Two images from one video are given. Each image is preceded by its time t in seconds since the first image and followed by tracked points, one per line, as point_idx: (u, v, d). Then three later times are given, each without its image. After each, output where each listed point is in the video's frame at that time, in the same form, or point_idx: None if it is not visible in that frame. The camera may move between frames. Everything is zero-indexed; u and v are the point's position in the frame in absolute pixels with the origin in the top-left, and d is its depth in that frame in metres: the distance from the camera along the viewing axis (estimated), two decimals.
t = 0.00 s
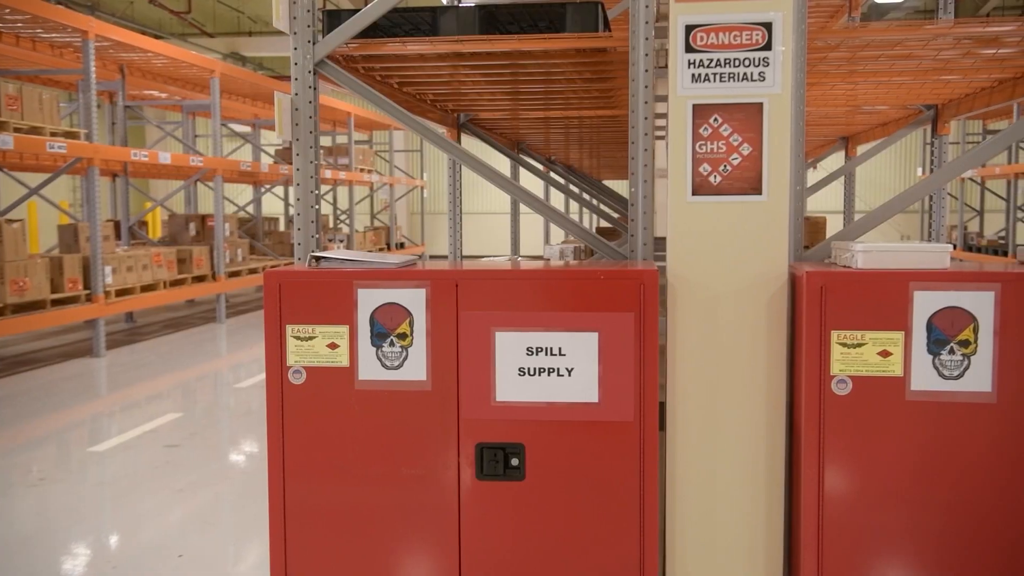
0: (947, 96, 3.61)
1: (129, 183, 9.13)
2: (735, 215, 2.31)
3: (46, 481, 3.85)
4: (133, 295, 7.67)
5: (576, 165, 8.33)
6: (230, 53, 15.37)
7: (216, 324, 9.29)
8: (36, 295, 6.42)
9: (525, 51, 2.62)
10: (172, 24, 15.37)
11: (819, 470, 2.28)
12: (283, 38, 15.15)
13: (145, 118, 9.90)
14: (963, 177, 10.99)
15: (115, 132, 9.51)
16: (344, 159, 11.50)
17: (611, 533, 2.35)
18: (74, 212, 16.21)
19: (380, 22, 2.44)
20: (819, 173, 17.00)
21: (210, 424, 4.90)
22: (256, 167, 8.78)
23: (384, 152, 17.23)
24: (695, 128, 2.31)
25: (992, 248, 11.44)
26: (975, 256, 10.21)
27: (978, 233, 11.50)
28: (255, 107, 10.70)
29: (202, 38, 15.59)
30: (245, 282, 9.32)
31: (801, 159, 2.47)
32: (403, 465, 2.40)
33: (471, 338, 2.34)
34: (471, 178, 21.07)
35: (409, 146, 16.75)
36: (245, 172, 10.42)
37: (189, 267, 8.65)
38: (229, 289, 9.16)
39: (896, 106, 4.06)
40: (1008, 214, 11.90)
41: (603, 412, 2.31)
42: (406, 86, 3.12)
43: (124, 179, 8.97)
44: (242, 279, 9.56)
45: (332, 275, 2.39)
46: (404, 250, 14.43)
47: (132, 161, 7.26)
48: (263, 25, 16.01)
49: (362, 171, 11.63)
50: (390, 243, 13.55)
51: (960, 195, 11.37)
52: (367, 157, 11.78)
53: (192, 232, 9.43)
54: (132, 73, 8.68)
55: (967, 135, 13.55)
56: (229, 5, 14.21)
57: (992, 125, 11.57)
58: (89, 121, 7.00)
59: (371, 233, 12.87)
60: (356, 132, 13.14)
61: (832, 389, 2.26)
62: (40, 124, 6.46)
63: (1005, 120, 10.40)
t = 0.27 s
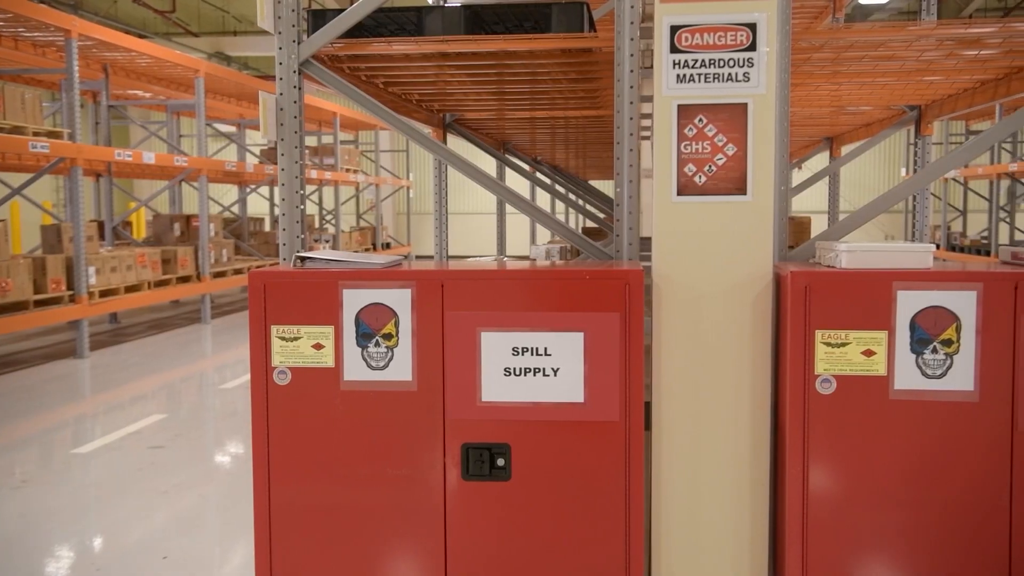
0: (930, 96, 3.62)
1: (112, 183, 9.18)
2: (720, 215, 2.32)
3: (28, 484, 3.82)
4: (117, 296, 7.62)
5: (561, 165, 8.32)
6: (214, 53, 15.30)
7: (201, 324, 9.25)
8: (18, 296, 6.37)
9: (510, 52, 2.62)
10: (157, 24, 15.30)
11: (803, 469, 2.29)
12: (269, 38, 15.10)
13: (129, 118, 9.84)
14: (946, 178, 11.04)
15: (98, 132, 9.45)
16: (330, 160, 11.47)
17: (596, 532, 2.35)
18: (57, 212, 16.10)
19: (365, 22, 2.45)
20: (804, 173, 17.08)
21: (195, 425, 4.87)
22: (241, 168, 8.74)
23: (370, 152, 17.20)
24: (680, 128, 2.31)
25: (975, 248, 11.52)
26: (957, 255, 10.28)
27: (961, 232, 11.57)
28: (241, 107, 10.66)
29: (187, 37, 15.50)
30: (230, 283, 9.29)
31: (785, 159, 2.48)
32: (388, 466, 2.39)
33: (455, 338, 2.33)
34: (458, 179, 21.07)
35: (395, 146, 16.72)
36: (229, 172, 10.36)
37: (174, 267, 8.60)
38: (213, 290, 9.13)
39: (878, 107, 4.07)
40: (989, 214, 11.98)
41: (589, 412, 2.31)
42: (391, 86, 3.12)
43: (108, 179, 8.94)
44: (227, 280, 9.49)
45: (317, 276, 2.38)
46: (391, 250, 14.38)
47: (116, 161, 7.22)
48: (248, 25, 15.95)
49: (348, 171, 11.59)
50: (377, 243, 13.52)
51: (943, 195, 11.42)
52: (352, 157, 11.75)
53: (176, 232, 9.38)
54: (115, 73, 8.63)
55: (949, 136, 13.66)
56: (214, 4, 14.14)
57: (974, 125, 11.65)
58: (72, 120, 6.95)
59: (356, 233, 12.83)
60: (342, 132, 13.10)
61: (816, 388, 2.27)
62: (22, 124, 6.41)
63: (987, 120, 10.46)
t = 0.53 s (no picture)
0: (914, 97, 3.63)
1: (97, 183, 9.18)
2: (706, 215, 2.33)
3: (12, 485, 3.79)
4: (101, 296, 7.58)
5: (547, 165, 8.32)
6: (200, 53, 15.25)
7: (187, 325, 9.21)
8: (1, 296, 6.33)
9: (497, 52, 2.61)
10: (142, 23, 15.22)
11: (788, 468, 2.30)
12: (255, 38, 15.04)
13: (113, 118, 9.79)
14: (930, 178, 11.09)
15: (83, 132, 9.39)
16: (316, 160, 11.44)
17: (583, 532, 2.35)
18: (41, 213, 16.03)
19: (352, 22, 2.45)
20: (790, 173, 17.16)
21: (181, 426, 4.85)
22: (227, 167, 8.71)
23: (357, 152, 17.18)
24: (666, 129, 2.32)
25: (959, 247, 11.61)
26: (940, 255, 10.34)
27: (945, 232, 11.66)
28: (227, 107, 10.61)
29: (172, 36, 15.43)
30: (217, 283, 9.26)
31: (770, 159, 2.48)
32: (375, 466, 2.39)
33: (442, 338, 2.33)
34: (446, 179, 21.05)
35: (382, 146, 16.72)
36: (215, 172, 10.30)
37: (159, 268, 8.56)
38: (199, 290, 9.09)
39: (863, 107, 4.09)
40: (973, 214, 12.07)
41: (576, 412, 2.31)
42: (378, 86, 3.12)
43: (92, 179, 8.93)
44: (214, 280, 9.45)
45: (303, 276, 2.37)
46: (377, 250, 14.34)
47: (100, 161, 7.17)
48: (234, 24, 15.89)
49: (334, 171, 11.55)
50: (364, 243, 13.49)
51: (927, 196, 11.47)
52: (339, 157, 11.72)
53: (162, 232, 9.34)
54: (100, 72, 8.59)
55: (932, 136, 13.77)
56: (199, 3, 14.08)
57: (957, 126, 11.72)
58: (56, 120, 6.91)
59: (343, 233, 12.81)
60: (329, 132, 13.07)
61: (802, 387, 2.28)
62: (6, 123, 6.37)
63: (970, 121, 10.52)
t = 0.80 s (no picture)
0: (898, 97, 3.65)
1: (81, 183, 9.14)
2: (691, 215, 2.33)
3: None
4: (85, 297, 7.53)
5: (533, 165, 8.31)
6: (185, 52, 15.18)
7: (172, 325, 9.17)
8: None
9: (482, 52, 2.61)
10: (125, 21, 15.13)
11: (773, 467, 2.30)
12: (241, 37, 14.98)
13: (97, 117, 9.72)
14: (913, 178, 11.15)
15: (66, 132, 9.32)
16: (302, 160, 11.40)
17: (569, 532, 2.35)
18: (24, 213, 15.93)
19: (337, 22, 2.45)
20: (775, 173, 17.24)
21: (167, 427, 4.82)
22: (212, 168, 8.67)
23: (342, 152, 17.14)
24: (651, 129, 2.32)
25: (942, 247, 11.70)
26: (923, 255, 10.41)
27: (928, 232, 11.74)
28: (213, 107, 10.56)
29: (156, 35, 15.34)
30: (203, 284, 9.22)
31: (755, 160, 2.49)
32: (361, 467, 2.38)
33: (427, 338, 2.33)
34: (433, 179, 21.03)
35: (369, 146, 16.69)
36: (199, 173, 10.24)
37: (144, 268, 8.51)
38: (184, 291, 9.05)
39: (847, 108, 4.11)
40: (954, 214, 12.15)
41: (561, 412, 2.31)
42: (363, 86, 3.11)
43: (76, 178, 8.88)
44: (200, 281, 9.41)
45: (287, 275, 2.37)
46: (364, 250, 14.31)
47: (84, 161, 7.13)
48: (219, 23, 15.82)
49: (320, 171, 11.52)
50: (350, 244, 13.47)
51: (910, 196, 11.54)
52: (324, 158, 11.69)
53: (146, 233, 9.30)
54: (83, 71, 8.53)
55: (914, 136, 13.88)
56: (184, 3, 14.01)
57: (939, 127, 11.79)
58: (39, 119, 6.86)
59: (329, 233, 12.77)
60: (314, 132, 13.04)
61: (786, 387, 2.28)
62: None
63: (951, 121, 10.59)
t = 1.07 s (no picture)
0: (880, 98, 3.67)
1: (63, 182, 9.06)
2: (675, 215, 2.34)
3: None
4: (67, 298, 7.47)
5: (517, 165, 8.30)
6: (168, 52, 15.14)
7: (155, 326, 9.12)
8: None
9: (466, 52, 2.61)
10: (107, 20, 15.04)
11: (757, 466, 2.31)
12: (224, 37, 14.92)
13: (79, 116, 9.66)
14: (896, 179, 11.20)
15: (48, 132, 9.26)
16: (285, 160, 11.35)
17: (554, 532, 2.35)
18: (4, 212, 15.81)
19: (320, 22, 2.43)
20: (759, 173, 17.30)
21: (150, 429, 4.80)
22: (195, 167, 8.63)
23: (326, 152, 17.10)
24: (635, 129, 2.33)
25: (925, 247, 11.79)
26: (906, 255, 10.47)
27: (911, 232, 11.82)
28: (197, 107, 10.50)
29: (138, 35, 15.26)
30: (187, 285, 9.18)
31: (738, 160, 2.50)
32: (345, 467, 2.37)
33: (410, 339, 2.32)
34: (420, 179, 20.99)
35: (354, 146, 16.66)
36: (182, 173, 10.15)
37: (126, 269, 8.44)
38: (168, 291, 9.00)
39: (830, 108, 4.13)
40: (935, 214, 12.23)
41: (545, 412, 2.31)
42: (347, 86, 3.11)
43: (57, 178, 8.82)
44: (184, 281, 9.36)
45: (270, 275, 2.36)
46: (349, 250, 14.26)
47: (66, 160, 7.08)
48: (202, 23, 15.74)
49: (305, 171, 11.47)
50: (334, 244, 13.42)
51: (893, 196, 11.58)
52: (308, 158, 11.64)
53: (128, 233, 9.24)
54: (65, 70, 8.47)
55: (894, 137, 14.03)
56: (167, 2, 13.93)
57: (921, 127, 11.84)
58: (20, 119, 6.82)
59: (313, 233, 12.72)
60: (298, 131, 12.99)
61: (769, 386, 2.29)
62: None
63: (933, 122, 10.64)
